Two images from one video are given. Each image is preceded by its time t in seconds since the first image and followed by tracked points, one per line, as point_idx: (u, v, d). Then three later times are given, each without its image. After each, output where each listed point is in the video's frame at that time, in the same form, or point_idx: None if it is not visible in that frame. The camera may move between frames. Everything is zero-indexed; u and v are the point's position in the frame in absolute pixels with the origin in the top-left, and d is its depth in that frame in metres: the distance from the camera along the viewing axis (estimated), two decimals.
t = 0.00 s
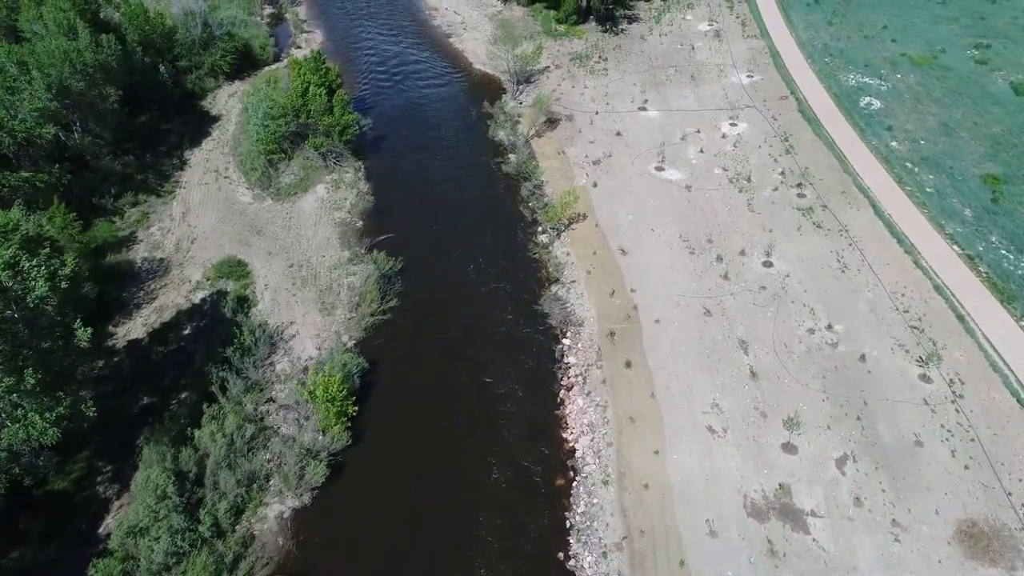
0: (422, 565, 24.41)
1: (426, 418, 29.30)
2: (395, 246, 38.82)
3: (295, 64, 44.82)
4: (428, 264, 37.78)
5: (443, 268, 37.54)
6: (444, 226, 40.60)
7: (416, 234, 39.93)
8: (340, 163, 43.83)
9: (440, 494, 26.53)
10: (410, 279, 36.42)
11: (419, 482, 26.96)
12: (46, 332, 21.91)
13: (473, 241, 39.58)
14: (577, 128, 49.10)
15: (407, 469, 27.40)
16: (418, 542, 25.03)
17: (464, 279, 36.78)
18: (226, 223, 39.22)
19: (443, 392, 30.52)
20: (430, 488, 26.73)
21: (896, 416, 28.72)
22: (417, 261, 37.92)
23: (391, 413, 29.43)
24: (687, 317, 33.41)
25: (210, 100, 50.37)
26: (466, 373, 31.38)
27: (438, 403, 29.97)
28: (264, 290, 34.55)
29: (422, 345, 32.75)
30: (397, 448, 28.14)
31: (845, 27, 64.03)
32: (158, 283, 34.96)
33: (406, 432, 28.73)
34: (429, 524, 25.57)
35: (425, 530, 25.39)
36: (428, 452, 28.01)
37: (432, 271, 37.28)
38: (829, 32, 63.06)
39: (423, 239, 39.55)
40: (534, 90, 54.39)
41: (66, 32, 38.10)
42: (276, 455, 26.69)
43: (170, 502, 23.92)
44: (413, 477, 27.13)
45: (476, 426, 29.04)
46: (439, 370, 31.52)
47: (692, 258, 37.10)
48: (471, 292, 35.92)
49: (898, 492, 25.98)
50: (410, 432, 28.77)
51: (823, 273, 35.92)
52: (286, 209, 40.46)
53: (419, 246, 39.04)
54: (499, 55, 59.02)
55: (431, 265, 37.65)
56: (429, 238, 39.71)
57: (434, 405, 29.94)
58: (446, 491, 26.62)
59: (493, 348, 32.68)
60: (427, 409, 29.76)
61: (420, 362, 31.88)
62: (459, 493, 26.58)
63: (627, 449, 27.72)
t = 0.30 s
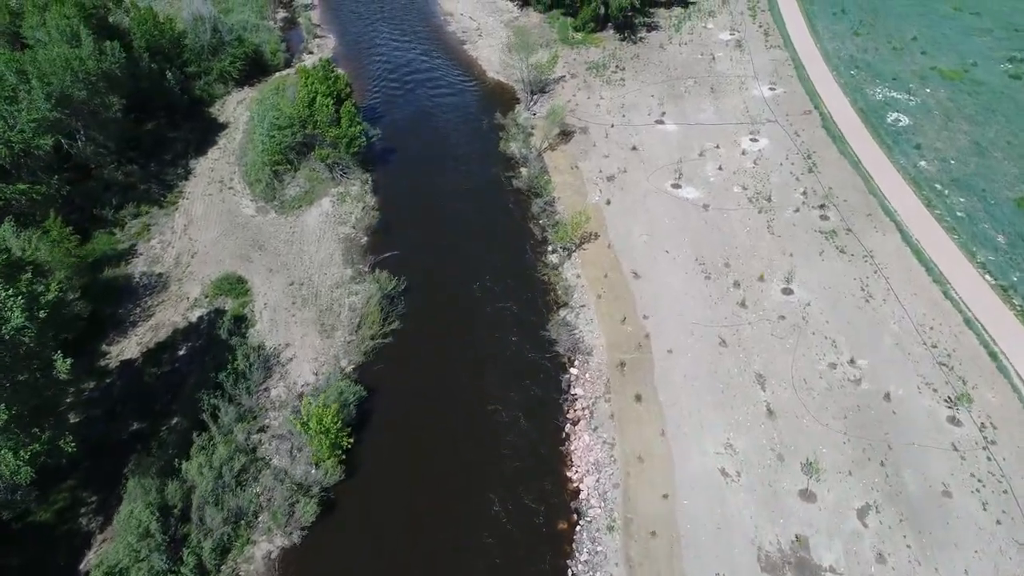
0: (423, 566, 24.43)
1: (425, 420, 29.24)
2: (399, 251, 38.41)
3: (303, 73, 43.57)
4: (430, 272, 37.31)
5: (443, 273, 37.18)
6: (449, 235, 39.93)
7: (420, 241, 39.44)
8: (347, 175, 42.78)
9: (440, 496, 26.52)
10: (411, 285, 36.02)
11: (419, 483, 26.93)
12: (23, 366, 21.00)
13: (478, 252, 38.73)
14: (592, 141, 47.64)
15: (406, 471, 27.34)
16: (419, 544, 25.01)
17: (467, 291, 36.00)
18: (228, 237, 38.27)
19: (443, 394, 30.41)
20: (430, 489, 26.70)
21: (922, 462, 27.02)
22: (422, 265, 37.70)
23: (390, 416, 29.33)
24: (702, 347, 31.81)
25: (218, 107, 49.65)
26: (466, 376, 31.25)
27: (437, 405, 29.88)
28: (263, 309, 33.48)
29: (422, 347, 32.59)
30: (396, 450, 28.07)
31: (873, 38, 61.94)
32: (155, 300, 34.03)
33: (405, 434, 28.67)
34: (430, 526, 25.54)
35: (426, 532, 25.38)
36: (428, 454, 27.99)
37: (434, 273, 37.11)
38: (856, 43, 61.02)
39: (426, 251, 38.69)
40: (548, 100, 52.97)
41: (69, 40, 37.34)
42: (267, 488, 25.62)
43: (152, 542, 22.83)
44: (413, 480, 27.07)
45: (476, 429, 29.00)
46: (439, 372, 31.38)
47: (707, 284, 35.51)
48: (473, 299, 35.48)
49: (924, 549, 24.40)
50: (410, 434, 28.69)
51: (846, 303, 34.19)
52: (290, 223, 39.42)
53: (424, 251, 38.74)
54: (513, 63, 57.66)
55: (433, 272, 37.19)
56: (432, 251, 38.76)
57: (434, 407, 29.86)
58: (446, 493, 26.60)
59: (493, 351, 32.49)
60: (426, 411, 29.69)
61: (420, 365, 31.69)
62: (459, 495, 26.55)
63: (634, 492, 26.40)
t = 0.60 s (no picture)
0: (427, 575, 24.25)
1: (430, 428, 28.94)
2: (401, 261, 37.66)
3: (307, 83, 42.40)
4: (432, 282, 36.58)
5: (446, 281, 36.52)
6: (452, 247, 38.93)
7: (423, 251, 38.62)
8: (350, 188, 41.63)
9: (445, 504, 26.26)
10: (417, 294, 35.55)
11: (424, 491, 26.71)
12: None
13: (481, 266, 37.64)
14: (603, 155, 46.20)
15: (411, 479, 27.12)
16: (423, 553, 24.80)
17: (469, 302, 35.13)
18: (226, 252, 37.22)
19: (448, 402, 30.07)
20: (435, 497, 26.45)
21: (947, 514, 25.39)
22: (424, 274, 36.99)
23: (396, 423, 29.04)
24: (713, 381, 30.28)
25: (222, 115, 48.74)
26: (472, 383, 30.83)
27: (443, 412, 29.55)
28: (257, 330, 32.35)
29: (429, 353, 32.21)
30: (401, 458, 27.82)
31: (897, 49, 59.94)
32: (148, 318, 33.04)
33: (410, 442, 28.40)
34: (434, 535, 25.35)
35: (430, 540, 25.17)
36: (433, 462, 27.73)
37: (437, 282, 36.45)
38: (879, 55, 59.06)
39: (428, 265, 37.69)
40: (560, 112, 51.53)
41: (68, 48, 36.49)
42: (252, 527, 24.52)
43: None
44: (418, 488, 26.83)
45: (481, 437, 28.66)
46: (445, 379, 31.02)
47: (720, 311, 33.94)
48: (474, 309, 34.66)
49: None
50: (415, 441, 28.44)
51: (867, 334, 32.47)
52: (289, 238, 38.33)
53: (427, 260, 38.06)
54: (525, 71, 56.28)
55: (436, 281, 36.50)
56: (434, 265, 37.67)
57: (439, 413, 29.56)
58: (452, 501, 26.33)
59: (500, 358, 32.02)
60: (432, 419, 29.38)
61: (425, 372, 31.31)
62: (465, 504, 26.27)
63: (638, 539, 25.04)
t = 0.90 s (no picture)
0: None
1: (434, 434, 28.77)
2: (407, 269, 37.35)
3: (310, 93, 41.15)
4: (437, 290, 36.29)
5: (452, 289, 36.26)
6: (457, 254, 38.63)
7: (430, 259, 38.25)
8: (352, 203, 40.53)
9: (450, 510, 26.15)
10: (422, 302, 35.32)
11: (428, 497, 26.59)
12: None
13: (487, 276, 37.17)
14: (615, 170, 44.73)
15: (415, 485, 27.00)
16: (427, 560, 24.69)
17: (474, 310, 34.87)
18: (223, 269, 36.14)
19: (452, 408, 29.91)
20: (439, 504, 26.33)
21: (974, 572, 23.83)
22: (430, 282, 36.71)
23: (400, 429, 28.90)
24: (725, 419, 28.80)
25: (226, 123, 47.79)
26: (476, 391, 30.55)
27: (447, 419, 29.39)
28: (251, 354, 31.20)
29: (434, 359, 32.05)
30: (404, 464, 27.67)
31: (922, 61, 57.94)
32: (140, 338, 32.02)
33: (414, 449, 28.25)
34: (438, 541, 25.25)
35: (435, 547, 25.06)
36: (438, 468, 27.60)
37: (443, 289, 36.17)
38: (904, 67, 57.08)
39: (434, 274, 37.42)
40: (571, 124, 50.10)
41: (65, 57, 35.59)
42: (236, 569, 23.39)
43: None
44: (422, 495, 26.67)
45: (485, 443, 28.50)
46: (450, 386, 30.83)
47: (734, 341, 32.37)
48: (479, 318, 34.24)
49: None
50: (419, 448, 28.27)
51: (889, 369, 30.80)
52: (288, 255, 37.18)
53: (433, 268, 37.75)
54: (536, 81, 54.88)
55: (441, 289, 36.23)
56: (440, 274, 37.31)
57: (444, 419, 29.41)
58: (456, 507, 26.23)
59: (504, 365, 31.77)
60: (436, 425, 29.23)
61: (430, 378, 31.12)
62: (469, 510, 26.16)
63: None
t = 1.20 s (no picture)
0: None
1: (437, 438, 28.67)
2: (412, 274, 37.14)
3: (315, 105, 39.82)
4: (442, 295, 36.09)
5: (457, 293, 36.09)
6: (462, 258, 38.44)
7: (435, 264, 38.00)
8: (356, 219, 39.47)
9: (453, 514, 26.08)
10: (426, 307, 35.12)
11: (431, 502, 26.48)
12: None
13: (492, 281, 36.92)
14: (628, 187, 43.18)
15: (417, 489, 26.89)
16: (430, 565, 24.65)
17: (479, 315, 34.66)
18: (221, 286, 35.06)
19: (455, 411, 29.83)
20: (442, 508, 26.26)
21: None
22: (435, 287, 36.48)
23: (403, 432, 28.78)
24: (738, 462, 27.31)
25: (231, 132, 46.89)
26: (478, 397, 30.37)
27: (450, 423, 29.29)
28: (245, 380, 30.06)
29: (437, 363, 31.95)
30: (407, 467, 27.60)
31: (951, 75, 55.80)
32: (132, 360, 30.98)
33: (417, 453, 28.13)
34: (441, 546, 25.21)
35: (437, 552, 25.01)
36: (441, 472, 27.49)
37: (447, 294, 36.01)
38: (932, 81, 54.98)
39: (439, 278, 37.19)
40: (584, 137, 48.62)
41: (63, 67, 34.66)
42: None
43: None
44: (424, 499, 26.58)
45: (487, 447, 28.43)
46: (453, 390, 30.71)
47: (750, 376, 30.75)
48: (484, 326, 34.01)
49: None
50: (421, 452, 28.15)
51: (915, 411, 29.06)
52: (288, 273, 36.03)
53: (438, 272, 37.54)
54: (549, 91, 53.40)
55: (445, 294, 36.06)
56: (445, 279, 37.07)
57: (447, 423, 29.29)
58: (459, 511, 26.17)
59: (507, 370, 31.62)
60: (439, 429, 29.13)
61: (433, 382, 31.02)
62: (472, 514, 26.10)
63: None
